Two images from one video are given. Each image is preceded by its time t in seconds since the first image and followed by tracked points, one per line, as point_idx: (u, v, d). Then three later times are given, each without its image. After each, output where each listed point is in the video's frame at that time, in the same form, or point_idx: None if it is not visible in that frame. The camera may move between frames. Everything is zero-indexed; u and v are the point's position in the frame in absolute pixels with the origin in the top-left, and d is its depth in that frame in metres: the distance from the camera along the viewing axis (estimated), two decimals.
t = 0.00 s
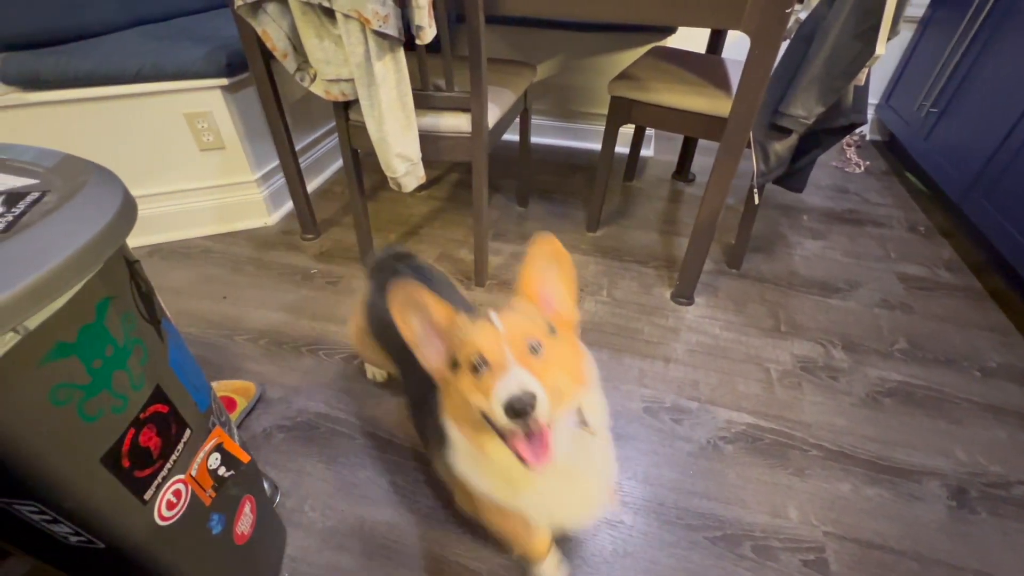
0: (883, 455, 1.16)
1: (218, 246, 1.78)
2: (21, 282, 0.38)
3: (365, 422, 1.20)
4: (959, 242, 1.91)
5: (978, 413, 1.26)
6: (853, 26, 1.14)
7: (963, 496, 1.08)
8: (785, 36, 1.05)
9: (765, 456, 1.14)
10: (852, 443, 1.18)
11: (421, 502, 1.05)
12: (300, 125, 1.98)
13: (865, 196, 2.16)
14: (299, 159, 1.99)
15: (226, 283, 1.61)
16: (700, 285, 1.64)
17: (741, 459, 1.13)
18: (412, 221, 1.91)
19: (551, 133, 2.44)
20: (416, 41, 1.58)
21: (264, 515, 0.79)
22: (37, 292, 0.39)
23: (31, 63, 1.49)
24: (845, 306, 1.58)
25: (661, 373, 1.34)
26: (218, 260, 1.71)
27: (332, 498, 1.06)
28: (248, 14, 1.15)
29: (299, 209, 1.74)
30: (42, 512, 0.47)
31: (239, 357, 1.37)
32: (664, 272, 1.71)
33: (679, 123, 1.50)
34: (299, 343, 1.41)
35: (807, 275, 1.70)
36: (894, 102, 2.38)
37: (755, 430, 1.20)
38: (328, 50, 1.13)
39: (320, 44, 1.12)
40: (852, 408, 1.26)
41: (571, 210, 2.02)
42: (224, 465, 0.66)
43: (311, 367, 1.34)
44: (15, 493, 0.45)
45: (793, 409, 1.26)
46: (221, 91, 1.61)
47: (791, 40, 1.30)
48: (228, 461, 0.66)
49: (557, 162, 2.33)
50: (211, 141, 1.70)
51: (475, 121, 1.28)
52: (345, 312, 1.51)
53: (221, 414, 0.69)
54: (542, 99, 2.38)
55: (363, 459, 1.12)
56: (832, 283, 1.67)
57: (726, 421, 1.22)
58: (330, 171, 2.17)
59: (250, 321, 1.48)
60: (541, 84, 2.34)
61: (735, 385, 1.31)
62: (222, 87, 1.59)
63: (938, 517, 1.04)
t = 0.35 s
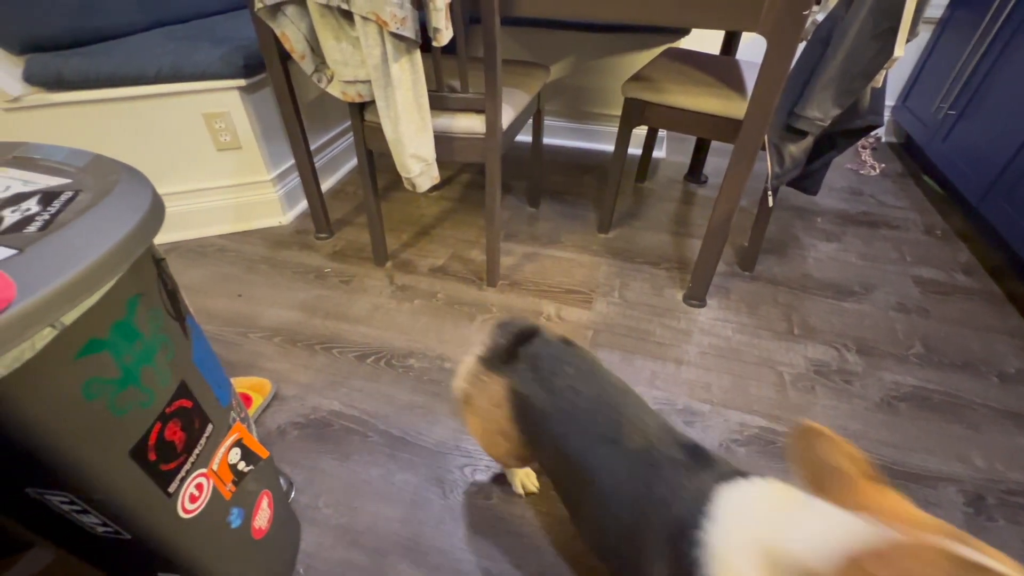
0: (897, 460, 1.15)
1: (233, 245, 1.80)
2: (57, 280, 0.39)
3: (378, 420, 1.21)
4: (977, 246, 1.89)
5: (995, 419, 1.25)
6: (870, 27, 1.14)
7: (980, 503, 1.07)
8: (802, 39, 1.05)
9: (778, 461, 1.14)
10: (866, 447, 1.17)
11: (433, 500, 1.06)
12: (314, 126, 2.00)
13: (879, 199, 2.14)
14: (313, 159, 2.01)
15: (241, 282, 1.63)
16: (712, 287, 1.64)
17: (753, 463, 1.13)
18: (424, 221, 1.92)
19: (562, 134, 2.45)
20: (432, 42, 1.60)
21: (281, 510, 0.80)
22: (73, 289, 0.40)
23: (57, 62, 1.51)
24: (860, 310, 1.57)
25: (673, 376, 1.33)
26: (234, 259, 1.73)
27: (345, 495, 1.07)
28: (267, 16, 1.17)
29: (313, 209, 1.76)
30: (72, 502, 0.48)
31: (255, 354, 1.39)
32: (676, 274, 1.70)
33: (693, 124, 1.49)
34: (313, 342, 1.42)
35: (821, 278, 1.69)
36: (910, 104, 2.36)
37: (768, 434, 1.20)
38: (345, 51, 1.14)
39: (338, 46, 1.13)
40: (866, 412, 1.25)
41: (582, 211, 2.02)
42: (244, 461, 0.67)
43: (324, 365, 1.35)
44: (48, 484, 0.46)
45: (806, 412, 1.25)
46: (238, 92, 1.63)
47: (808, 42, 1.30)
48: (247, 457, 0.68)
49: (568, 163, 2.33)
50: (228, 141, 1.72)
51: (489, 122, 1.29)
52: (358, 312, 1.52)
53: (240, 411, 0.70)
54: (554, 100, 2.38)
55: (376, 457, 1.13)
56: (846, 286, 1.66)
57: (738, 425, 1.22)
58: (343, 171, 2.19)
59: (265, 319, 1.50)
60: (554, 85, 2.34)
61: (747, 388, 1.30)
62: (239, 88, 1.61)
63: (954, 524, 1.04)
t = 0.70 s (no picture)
0: (906, 464, 1.15)
1: (244, 245, 1.82)
2: (86, 280, 0.40)
3: (388, 419, 1.22)
4: (988, 250, 1.87)
5: (1005, 424, 1.24)
6: (883, 30, 1.13)
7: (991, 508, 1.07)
8: (813, 42, 1.05)
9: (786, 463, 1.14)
10: (875, 451, 1.17)
11: (443, 500, 1.07)
12: (324, 127, 2.02)
13: (889, 201, 2.12)
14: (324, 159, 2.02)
15: (253, 282, 1.65)
16: (721, 289, 1.64)
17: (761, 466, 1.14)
18: (433, 222, 1.93)
19: (569, 135, 2.45)
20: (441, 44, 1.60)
21: (294, 508, 0.81)
22: (101, 290, 0.41)
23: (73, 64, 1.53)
24: (869, 313, 1.56)
25: (681, 378, 1.34)
26: (245, 258, 1.75)
27: (356, 493, 1.08)
28: (281, 19, 1.18)
29: (324, 210, 1.78)
30: (94, 497, 0.49)
31: (266, 354, 1.40)
32: (684, 276, 1.71)
33: (702, 126, 1.49)
34: (323, 342, 1.44)
35: (830, 281, 1.69)
36: (921, 106, 2.34)
37: (776, 437, 1.20)
38: (357, 54, 1.15)
39: (350, 49, 1.14)
40: (876, 416, 1.25)
41: (590, 212, 2.02)
42: (259, 459, 0.68)
43: (334, 365, 1.36)
44: (72, 481, 0.47)
45: (815, 416, 1.25)
46: (251, 94, 1.65)
47: (818, 45, 1.30)
48: (262, 455, 0.69)
49: (576, 164, 2.33)
50: (239, 142, 1.74)
51: (500, 125, 1.29)
52: (367, 312, 1.53)
53: (254, 410, 0.71)
54: (562, 101, 2.39)
55: (386, 456, 1.14)
56: (855, 290, 1.65)
57: (747, 427, 1.22)
58: (353, 171, 2.20)
59: (276, 319, 1.51)
60: (562, 86, 2.34)
61: (756, 391, 1.30)
62: (252, 90, 1.63)
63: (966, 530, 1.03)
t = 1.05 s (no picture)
0: (910, 463, 1.15)
1: (246, 242, 1.81)
2: (85, 274, 0.40)
3: (389, 417, 1.22)
4: (993, 249, 1.86)
5: (1011, 424, 1.24)
6: (889, 27, 1.12)
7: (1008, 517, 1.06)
8: (817, 39, 1.05)
9: (788, 462, 1.14)
10: (878, 451, 1.17)
11: (444, 497, 1.06)
12: (326, 124, 2.01)
13: (893, 200, 2.11)
14: (325, 157, 2.02)
15: (254, 279, 1.64)
16: (723, 288, 1.63)
17: (764, 465, 1.14)
18: (435, 220, 1.93)
19: (571, 133, 2.44)
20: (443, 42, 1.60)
21: (294, 506, 0.81)
22: (101, 284, 0.41)
23: (75, 61, 1.53)
24: (873, 312, 1.55)
25: (683, 376, 1.33)
26: (247, 255, 1.75)
27: (357, 491, 1.07)
28: (283, 15, 1.18)
29: (325, 207, 1.77)
30: (94, 492, 0.49)
31: (267, 351, 1.40)
32: (686, 274, 1.70)
33: (705, 124, 1.49)
34: (324, 339, 1.43)
35: (833, 279, 1.68)
36: (926, 104, 2.33)
37: (779, 436, 1.19)
38: (359, 50, 1.15)
39: (352, 45, 1.14)
40: (879, 416, 1.24)
41: (592, 210, 2.02)
42: (259, 455, 0.67)
43: (335, 362, 1.36)
44: (71, 476, 0.47)
45: (818, 415, 1.24)
46: (252, 90, 1.65)
47: (823, 42, 1.29)
48: (263, 451, 0.68)
49: (578, 162, 2.33)
50: (241, 139, 1.73)
51: (502, 121, 1.29)
52: (368, 309, 1.53)
53: (255, 407, 0.71)
54: (565, 99, 2.38)
55: (387, 453, 1.14)
56: (859, 288, 1.64)
57: (749, 426, 1.21)
58: (355, 169, 2.20)
59: (277, 315, 1.51)
60: (564, 84, 2.33)
61: (759, 389, 1.30)
62: (253, 86, 1.63)
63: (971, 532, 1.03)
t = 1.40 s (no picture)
0: (910, 468, 1.14)
1: (241, 244, 1.80)
2: (65, 282, 0.39)
3: (384, 422, 1.21)
4: (992, 251, 1.86)
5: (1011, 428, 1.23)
6: (888, 27, 1.12)
7: None
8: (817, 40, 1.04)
9: (787, 467, 1.13)
10: (877, 455, 1.16)
11: (439, 503, 1.05)
12: (322, 125, 2.00)
13: (892, 202, 2.10)
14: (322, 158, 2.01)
15: (249, 282, 1.63)
16: (722, 291, 1.62)
17: (762, 469, 1.13)
18: (432, 222, 1.92)
19: (569, 134, 2.43)
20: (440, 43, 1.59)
21: (287, 514, 0.80)
22: (83, 293, 0.40)
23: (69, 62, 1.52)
24: (871, 315, 1.54)
25: (681, 380, 1.32)
26: (242, 258, 1.74)
27: (351, 496, 1.06)
28: (276, 16, 1.17)
29: (321, 209, 1.76)
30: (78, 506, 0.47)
31: (262, 355, 1.38)
32: (685, 277, 1.69)
33: (703, 125, 1.48)
34: (320, 342, 1.42)
35: (832, 282, 1.67)
36: (924, 106, 2.32)
37: (778, 440, 1.19)
38: (354, 51, 1.14)
39: (347, 46, 1.13)
40: (878, 420, 1.24)
41: (590, 212, 2.01)
42: (250, 463, 0.66)
43: (330, 366, 1.35)
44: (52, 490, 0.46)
45: (816, 419, 1.23)
46: (248, 92, 1.63)
47: (822, 43, 1.28)
48: (254, 459, 0.68)
49: (576, 164, 2.31)
50: (237, 141, 1.72)
51: (498, 123, 1.28)
52: (364, 313, 1.52)
53: (247, 414, 0.70)
54: (562, 100, 2.37)
55: (382, 459, 1.13)
56: (858, 291, 1.64)
57: (748, 430, 1.20)
58: (351, 171, 2.19)
59: (272, 319, 1.50)
60: (561, 85, 2.33)
61: (757, 393, 1.29)
62: (249, 87, 1.62)
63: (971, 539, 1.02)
